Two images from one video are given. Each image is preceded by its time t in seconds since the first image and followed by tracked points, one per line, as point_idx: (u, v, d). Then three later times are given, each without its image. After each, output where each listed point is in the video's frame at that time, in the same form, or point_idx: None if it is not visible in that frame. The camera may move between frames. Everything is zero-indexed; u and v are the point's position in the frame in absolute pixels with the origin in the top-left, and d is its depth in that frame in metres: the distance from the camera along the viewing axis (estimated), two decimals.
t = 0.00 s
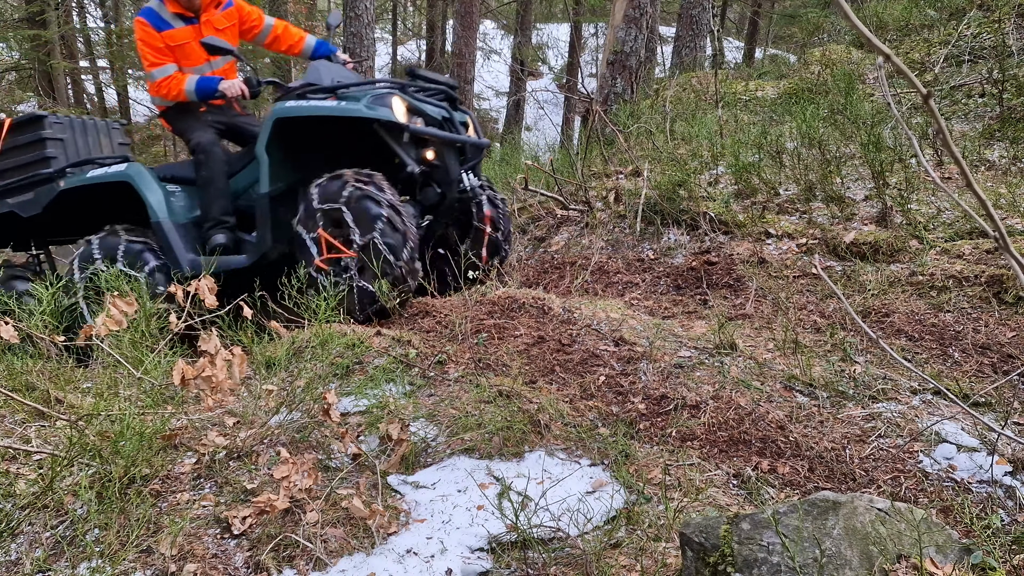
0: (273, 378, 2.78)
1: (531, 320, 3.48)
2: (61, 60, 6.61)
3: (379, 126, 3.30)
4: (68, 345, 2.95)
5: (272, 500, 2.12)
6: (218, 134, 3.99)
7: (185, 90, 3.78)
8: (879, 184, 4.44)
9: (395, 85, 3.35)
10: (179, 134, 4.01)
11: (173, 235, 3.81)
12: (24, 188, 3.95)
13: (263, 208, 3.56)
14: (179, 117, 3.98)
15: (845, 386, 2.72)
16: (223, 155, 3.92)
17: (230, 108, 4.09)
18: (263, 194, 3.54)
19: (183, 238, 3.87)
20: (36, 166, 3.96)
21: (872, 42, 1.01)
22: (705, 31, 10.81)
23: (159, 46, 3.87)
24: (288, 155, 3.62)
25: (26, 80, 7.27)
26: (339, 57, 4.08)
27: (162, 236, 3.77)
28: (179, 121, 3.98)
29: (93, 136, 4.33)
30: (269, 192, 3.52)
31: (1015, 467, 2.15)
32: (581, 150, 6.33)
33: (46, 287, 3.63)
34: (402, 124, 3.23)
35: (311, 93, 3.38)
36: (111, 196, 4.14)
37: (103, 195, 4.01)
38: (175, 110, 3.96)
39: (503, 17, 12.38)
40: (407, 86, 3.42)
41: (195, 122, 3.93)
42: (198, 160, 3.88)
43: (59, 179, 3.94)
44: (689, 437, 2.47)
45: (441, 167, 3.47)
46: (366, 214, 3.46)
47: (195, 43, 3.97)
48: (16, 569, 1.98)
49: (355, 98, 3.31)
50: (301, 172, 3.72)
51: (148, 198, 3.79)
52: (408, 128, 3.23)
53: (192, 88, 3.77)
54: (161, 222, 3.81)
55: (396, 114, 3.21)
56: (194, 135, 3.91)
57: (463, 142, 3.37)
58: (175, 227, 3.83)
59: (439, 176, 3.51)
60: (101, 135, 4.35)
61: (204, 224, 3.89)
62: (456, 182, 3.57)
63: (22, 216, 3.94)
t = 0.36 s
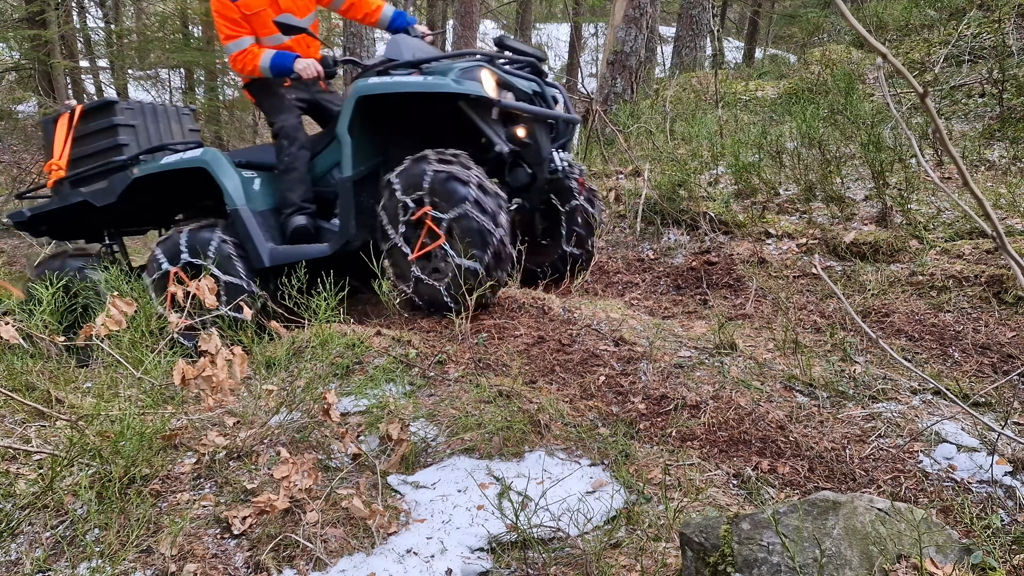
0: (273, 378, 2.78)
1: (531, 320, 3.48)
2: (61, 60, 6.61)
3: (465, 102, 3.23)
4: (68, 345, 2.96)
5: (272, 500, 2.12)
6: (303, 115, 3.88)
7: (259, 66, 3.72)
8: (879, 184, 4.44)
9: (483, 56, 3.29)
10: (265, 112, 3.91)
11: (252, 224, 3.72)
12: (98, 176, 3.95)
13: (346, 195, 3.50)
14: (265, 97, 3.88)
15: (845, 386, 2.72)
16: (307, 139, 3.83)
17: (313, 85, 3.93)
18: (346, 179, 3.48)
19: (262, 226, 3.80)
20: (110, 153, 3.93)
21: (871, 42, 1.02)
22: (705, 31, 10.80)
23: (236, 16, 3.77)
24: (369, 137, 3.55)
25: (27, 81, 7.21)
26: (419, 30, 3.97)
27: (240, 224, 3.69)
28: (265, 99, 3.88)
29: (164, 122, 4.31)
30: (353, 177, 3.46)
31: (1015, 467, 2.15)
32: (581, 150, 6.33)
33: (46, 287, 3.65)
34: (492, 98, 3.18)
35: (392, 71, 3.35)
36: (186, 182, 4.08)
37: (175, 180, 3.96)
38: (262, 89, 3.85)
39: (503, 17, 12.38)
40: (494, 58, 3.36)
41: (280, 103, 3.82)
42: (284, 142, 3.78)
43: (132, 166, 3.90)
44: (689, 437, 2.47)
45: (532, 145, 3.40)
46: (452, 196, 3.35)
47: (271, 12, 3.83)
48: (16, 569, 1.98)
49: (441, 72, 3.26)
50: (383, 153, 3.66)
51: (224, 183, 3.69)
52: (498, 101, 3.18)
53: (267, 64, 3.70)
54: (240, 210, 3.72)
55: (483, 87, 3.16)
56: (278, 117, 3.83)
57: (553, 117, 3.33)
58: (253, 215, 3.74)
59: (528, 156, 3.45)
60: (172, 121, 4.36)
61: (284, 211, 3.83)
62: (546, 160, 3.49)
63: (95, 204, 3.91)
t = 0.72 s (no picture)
0: (273, 378, 2.79)
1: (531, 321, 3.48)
2: (61, 60, 6.61)
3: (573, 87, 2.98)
4: (68, 345, 2.96)
5: (272, 500, 2.12)
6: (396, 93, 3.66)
7: (355, 36, 3.52)
8: (879, 184, 4.44)
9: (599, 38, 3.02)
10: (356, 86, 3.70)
11: (336, 211, 3.63)
12: (178, 148, 3.89)
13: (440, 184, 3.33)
14: (358, 70, 3.64)
15: (845, 386, 2.72)
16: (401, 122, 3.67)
17: (408, 60, 3.71)
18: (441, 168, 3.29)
19: (348, 212, 3.70)
20: (189, 125, 3.87)
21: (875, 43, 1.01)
22: (704, 30, 10.79)
23: None
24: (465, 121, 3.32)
25: (26, 81, 7.17)
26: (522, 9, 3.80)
27: (325, 209, 3.61)
28: (357, 73, 3.64)
29: (245, 92, 4.21)
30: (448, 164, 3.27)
31: (1015, 467, 2.15)
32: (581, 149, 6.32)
33: (46, 287, 3.64)
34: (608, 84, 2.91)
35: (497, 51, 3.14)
36: (265, 157, 4.00)
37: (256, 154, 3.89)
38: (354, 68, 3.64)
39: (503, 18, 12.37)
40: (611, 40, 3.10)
41: (374, 82, 3.60)
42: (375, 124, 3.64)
43: (212, 139, 3.83)
44: (689, 437, 2.47)
45: (649, 139, 3.09)
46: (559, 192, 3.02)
47: None
48: (16, 569, 1.98)
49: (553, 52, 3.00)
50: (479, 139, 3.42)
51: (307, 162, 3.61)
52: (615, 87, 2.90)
53: (363, 35, 3.50)
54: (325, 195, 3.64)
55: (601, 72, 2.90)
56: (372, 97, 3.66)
57: (674, 107, 3.02)
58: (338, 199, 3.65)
59: (642, 150, 3.13)
60: (253, 92, 4.25)
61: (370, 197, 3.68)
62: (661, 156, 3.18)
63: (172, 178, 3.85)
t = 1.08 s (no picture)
0: (273, 378, 2.79)
1: (532, 321, 3.49)
2: (61, 60, 6.60)
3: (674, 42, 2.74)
4: (67, 345, 2.96)
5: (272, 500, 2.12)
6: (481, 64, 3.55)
7: (428, 8, 3.35)
8: (879, 184, 4.44)
9: None
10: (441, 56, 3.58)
11: (417, 191, 3.47)
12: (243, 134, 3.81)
13: (531, 156, 3.04)
14: (441, 37, 3.53)
15: (845, 386, 2.72)
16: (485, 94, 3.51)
17: (492, 28, 3.63)
18: (532, 140, 3.01)
19: (429, 193, 3.52)
20: (253, 110, 3.77)
21: (871, 42, 1.02)
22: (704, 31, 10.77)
23: None
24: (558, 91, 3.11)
25: (25, 81, 7.16)
26: None
27: (407, 189, 3.44)
28: (440, 39, 3.53)
29: (307, 75, 4.10)
30: (541, 135, 3.00)
31: (1015, 467, 2.15)
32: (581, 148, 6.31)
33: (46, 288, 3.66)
34: (719, 35, 2.57)
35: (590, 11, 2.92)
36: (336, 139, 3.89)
37: (327, 138, 3.78)
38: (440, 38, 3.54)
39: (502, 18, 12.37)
40: None
41: (462, 49, 3.49)
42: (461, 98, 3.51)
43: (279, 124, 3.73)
44: (689, 437, 2.47)
45: (761, 97, 2.72)
46: (652, 140, 2.76)
47: None
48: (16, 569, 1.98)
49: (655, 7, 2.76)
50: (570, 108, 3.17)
51: (385, 141, 3.47)
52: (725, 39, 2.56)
53: (437, 7, 3.33)
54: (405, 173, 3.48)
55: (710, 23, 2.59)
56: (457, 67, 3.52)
57: (790, 60, 2.65)
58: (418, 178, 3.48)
59: (754, 111, 2.78)
60: (314, 74, 4.13)
61: (452, 176, 3.54)
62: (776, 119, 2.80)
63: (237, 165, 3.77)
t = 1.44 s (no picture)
0: (273, 378, 2.80)
1: (532, 321, 3.49)
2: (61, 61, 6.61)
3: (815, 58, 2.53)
4: (68, 345, 2.96)
5: (272, 500, 2.12)
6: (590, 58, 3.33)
7: None
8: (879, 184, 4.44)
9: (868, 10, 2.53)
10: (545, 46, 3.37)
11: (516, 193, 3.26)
12: (338, 104, 3.68)
13: (648, 166, 2.80)
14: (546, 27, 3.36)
15: (845, 386, 2.72)
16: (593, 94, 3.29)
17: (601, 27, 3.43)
18: (651, 148, 2.77)
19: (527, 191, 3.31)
20: (348, 81, 3.61)
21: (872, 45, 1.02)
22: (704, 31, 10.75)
23: None
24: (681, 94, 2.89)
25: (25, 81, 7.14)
26: None
27: (506, 184, 3.25)
28: (545, 30, 3.36)
29: (404, 51, 3.91)
30: (661, 146, 2.76)
31: (1015, 467, 2.15)
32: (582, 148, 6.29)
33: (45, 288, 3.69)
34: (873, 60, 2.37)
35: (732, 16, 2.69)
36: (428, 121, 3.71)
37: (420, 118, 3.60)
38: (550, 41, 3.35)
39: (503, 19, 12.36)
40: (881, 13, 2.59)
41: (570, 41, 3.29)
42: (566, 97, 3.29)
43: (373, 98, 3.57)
44: (689, 437, 2.47)
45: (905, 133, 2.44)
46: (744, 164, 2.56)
47: None
48: (16, 569, 1.98)
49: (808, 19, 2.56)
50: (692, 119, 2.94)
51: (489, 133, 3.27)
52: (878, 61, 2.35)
53: None
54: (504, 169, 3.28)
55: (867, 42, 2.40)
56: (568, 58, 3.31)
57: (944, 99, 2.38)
58: (518, 173, 3.28)
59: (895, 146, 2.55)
60: (411, 51, 3.94)
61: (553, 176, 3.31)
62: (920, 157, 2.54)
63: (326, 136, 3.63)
